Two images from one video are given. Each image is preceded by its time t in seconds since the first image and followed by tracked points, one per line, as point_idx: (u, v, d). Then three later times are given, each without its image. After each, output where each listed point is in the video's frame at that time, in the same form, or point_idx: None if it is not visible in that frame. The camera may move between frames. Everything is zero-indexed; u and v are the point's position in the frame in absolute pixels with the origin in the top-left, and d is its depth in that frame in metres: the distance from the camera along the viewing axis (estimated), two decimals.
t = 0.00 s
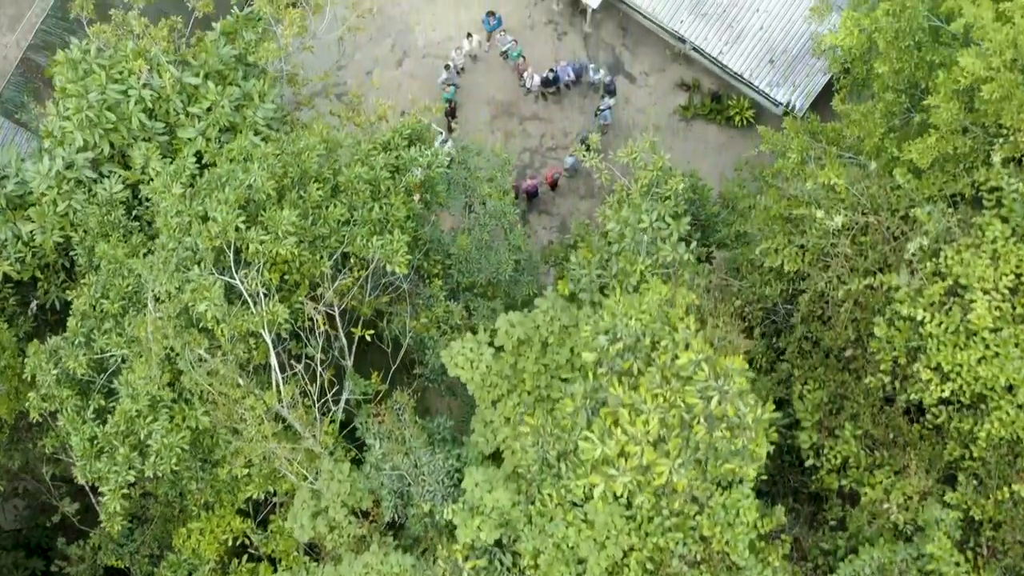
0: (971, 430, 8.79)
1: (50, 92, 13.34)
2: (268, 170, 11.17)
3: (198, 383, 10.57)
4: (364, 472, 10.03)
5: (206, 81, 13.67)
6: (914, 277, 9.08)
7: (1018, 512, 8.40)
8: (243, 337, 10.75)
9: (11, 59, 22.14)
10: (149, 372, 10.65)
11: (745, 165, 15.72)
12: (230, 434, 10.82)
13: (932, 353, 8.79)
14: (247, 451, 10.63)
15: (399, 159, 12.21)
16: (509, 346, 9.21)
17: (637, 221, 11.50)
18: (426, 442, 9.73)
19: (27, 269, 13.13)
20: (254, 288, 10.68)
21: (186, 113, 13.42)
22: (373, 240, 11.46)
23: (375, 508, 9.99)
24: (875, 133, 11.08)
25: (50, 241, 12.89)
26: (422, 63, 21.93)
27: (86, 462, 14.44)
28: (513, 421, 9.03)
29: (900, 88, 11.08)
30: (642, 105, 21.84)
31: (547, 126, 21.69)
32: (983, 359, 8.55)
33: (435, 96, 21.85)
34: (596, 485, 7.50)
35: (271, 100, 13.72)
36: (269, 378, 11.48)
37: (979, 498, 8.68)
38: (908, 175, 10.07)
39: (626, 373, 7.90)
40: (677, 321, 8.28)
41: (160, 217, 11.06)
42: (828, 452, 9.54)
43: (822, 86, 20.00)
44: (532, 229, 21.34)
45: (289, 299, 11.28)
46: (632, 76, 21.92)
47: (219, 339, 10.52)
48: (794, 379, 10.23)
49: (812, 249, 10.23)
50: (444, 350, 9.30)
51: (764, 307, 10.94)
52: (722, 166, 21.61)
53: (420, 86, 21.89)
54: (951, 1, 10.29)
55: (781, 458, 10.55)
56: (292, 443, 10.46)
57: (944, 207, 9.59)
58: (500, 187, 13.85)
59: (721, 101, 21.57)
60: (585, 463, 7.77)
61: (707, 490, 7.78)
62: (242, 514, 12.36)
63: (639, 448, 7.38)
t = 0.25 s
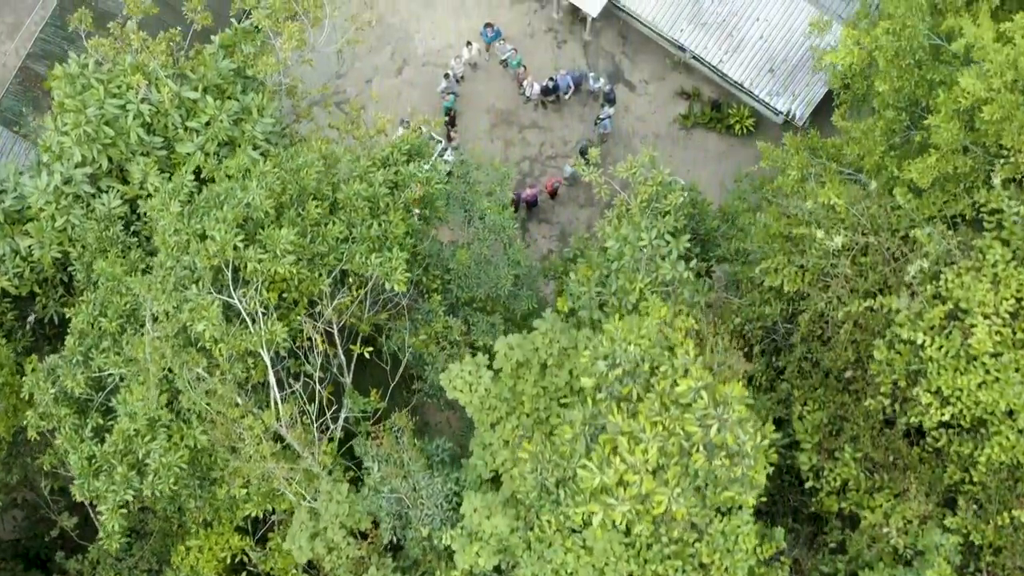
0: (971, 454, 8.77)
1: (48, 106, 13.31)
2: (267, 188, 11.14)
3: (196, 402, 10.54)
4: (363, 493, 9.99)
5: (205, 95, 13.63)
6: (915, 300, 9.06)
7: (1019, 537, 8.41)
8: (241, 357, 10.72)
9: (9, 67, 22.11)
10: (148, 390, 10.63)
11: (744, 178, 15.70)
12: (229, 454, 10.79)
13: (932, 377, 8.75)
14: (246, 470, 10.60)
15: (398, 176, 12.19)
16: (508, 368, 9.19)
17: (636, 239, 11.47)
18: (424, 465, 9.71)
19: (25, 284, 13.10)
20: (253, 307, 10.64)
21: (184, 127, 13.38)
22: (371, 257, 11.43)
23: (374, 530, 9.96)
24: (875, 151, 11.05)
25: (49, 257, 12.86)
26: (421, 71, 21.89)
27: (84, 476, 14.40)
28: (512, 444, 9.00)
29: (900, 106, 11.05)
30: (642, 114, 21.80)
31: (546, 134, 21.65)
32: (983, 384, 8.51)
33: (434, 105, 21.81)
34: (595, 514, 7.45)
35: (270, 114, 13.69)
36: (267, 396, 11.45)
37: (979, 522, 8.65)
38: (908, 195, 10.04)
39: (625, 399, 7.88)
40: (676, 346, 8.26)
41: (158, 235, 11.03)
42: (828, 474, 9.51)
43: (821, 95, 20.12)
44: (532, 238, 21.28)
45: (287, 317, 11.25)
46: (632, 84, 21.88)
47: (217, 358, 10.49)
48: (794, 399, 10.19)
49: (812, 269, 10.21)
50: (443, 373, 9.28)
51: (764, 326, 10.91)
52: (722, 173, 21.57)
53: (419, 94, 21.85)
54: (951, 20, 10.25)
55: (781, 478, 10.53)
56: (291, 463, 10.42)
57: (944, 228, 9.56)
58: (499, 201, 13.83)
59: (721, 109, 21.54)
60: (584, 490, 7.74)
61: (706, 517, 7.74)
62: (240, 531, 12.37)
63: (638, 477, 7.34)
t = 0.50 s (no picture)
0: (971, 475, 8.73)
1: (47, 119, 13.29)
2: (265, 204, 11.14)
3: (194, 419, 10.50)
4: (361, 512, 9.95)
5: (203, 107, 13.60)
6: (914, 320, 9.05)
7: (1021, 558, 8.37)
8: (239, 374, 10.68)
9: (8, 74, 22.12)
10: (145, 407, 10.58)
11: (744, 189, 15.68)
12: (227, 471, 10.74)
13: (932, 398, 8.71)
14: (244, 488, 10.56)
15: (396, 190, 12.19)
16: (506, 388, 9.18)
17: (636, 254, 11.45)
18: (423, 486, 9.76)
19: (23, 297, 13.06)
20: (251, 324, 10.61)
21: (183, 139, 13.34)
22: (369, 273, 11.40)
23: (372, 549, 9.94)
24: (875, 167, 11.01)
25: (47, 270, 12.81)
26: (421, 78, 21.89)
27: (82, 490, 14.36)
28: (511, 465, 8.97)
29: (900, 121, 11.02)
30: (642, 122, 21.76)
31: (546, 142, 21.63)
32: (984, 406, 8.44)
33: (434, 112, 21.79)
34: (593, 540, 7.37)
35: (268, 127, 13.65)
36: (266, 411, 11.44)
37: (979, 544, 8.59)
38: (907, 213, 10.02)
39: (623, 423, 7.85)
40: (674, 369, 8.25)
41: (156, 251, 11.02)
42: (827, 493, 9.52)
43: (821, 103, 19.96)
44: (532, 245, 21.22)
45: (286, 333, 11.24)
46: (632, 92, 21.85)
47: (215, 375, 10.47)
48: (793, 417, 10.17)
49: (811, 286, 10.20)
50: (441, 393, 9.29)
51: (763, 342, 10.89)
52: (723, 181, 21.44)
53: (419, 101, 21.82)
54: (951, 37, 10.22)
55: (780, 496, 10.51)
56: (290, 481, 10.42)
57: (944, 247, 9.53)
58: (498, 214, 13.83)
59: (721, 117, 21.50)
60: (582, 515, 7.69)
61: (706, 542, 7.66)
62: (239, 545, 12.35)
63: (637, 502, 7.29)
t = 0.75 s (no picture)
0: (971, 499, 8.69)
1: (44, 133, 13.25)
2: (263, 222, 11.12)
3: (192, 439, 10.47)
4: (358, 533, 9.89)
5: (202, 121, 13.55)
6: (914, 343, 9.01)
7: None
8: (237, 393, 10.65)
9: (7, 82, 22.10)
10: (143, 426, 10.53)
11: (744, 201, 15.64)
12: (225, 490, 10.71)
13: (932, 422, 8.67)
14: (242, 508, 10.53)
15: (395, 206, 12.17)
16: (505, 411, 9.15)
17: (635, 271, 11.42)
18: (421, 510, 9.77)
19: (21, 312, 13.01)
20: (249, 343, 10.57)
21: (181, 154, 13.29)
22: (368, 290, 11.39)
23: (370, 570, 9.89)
24: (875, 185, 10.97)
25: (45, 285, 12.77)
26: (420, 86, 21.86)
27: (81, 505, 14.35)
28: (509, 488, 8.93)
29: (900, 139, 10.98)
30: (642, 130, 21.72)
31: (545, 150, 21.60)
32: (984, 430, 8.40)
33: (433, 121, 21.77)
34: (591, 569, 7.30)
35: (267, 141, 13.59)
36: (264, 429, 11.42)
37: (980, 569, 8.51)
38: (907, 232, 9.99)
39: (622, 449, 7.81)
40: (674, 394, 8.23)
41: (154, 269, 10.99)
42: (827, 516, 9.49)
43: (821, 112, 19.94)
44: (531, 254, 21.21)
45: (284, 351, 11.21)
46: (632, 100, 21.81)
47: (213, 395, 10.43)
48: (793, 437, 10.15)
49: (811, 306, 10.18)
50: (439, 415, 9.27)
51: (763, 360, 10.86)
52: (723, 190, 21.43)
53: (418, 110, 21.79)
54: (952, 55, 10.17)
55: (780, 516, 10.49)
56: (287, 502, 10.39)
57: (944, 268, 9.50)
58: (497, 228, 13.81)
59: (721, 126, 21.45)
60: (581, 543, 7.63)
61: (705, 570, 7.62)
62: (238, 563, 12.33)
63: (636, 531, 7.23)
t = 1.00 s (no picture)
0: (971, 522, 8.66)
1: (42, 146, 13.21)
2: (262, 239, 11.09)
3: (190, 458, 10.44)
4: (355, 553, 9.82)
5: (200, 135, 13.50)
6: (914, 365, 8.98)
7: None
8: (235, 412, 10.63)
9: (6, 90, 22.10)
10: (141, 445, 10.50)
11: (744, 212, 15.61)
12: (223, 508, 10.67)
13: (931, 445, 8.64)
14: (240, 527, 10.49)
15: (394, 221, 12.15)
16: (504, 433, 9.12)
17: (634, 288, 11.39)
18: (419, 534, 9.79)
19: (19, 326, 12.97)
20: (247, 361, 10.55)
21: (179, 167, 13.23)
22: (366, 307, 11.36)
23: None
24: (876, 203, 10.94)
25: (43, 300, 12.74)
26: (419, 94, 21.83)
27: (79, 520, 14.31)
28: (508, 510, 8.90)
29: (899, 155, 10.95)
30: (642, 138, 21.69)
31: (544, 158, 21.57)
32: (984, 454, 8.36)
33: (433, 129, 21.76)
34: None
35: (265, 155, 13.54)
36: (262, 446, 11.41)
37: None
38: (907, 252, 9.96)
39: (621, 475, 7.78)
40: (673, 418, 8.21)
41: (152, 286, 10.96)
42: (827, 537, 9.45)
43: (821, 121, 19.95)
44: (530, 262, 21.21)
45: (283, 368, 11.19)
46: (632, 109, 21.77)
47: (211, 414, 10.40)
48: (793, 456, 10.12)
49: (810, 326, 10.15)
50: (437, 437, 9.26)
51: (763, 378, 10.84)
52: (723, 198, 21.45)
53: (418, 118, 21.77)
54: (952, 73, 10.12)
55: (780, 535, 10.45)
56: (285, 521, 10.35)
57: (943, 289, 9.47)
58: (496, 241, 13.78)
59: (721, 134, 21.41)
60: (579, 570, 7.58)
61: None
62: None
63: (635, 559, 7.18)
